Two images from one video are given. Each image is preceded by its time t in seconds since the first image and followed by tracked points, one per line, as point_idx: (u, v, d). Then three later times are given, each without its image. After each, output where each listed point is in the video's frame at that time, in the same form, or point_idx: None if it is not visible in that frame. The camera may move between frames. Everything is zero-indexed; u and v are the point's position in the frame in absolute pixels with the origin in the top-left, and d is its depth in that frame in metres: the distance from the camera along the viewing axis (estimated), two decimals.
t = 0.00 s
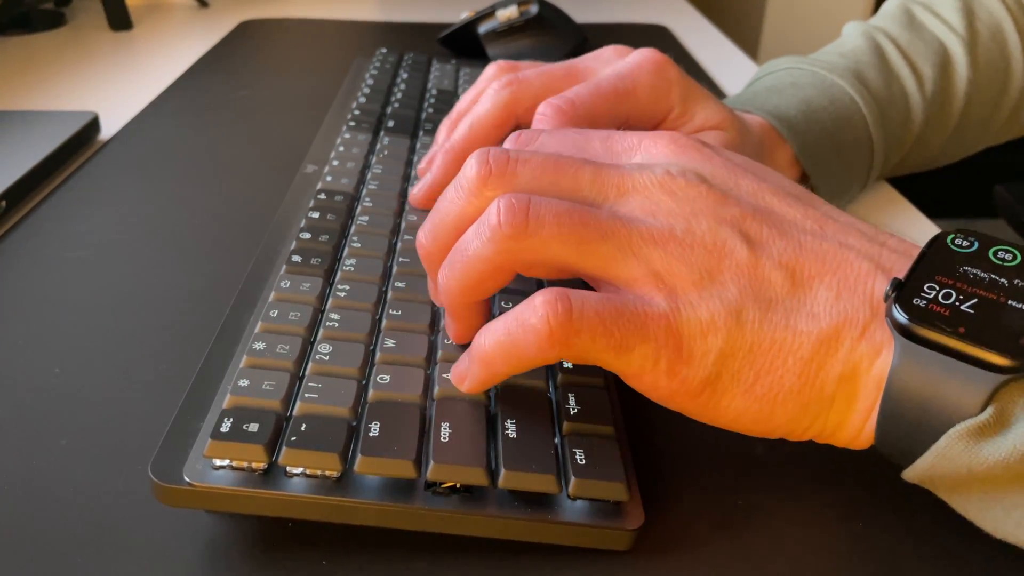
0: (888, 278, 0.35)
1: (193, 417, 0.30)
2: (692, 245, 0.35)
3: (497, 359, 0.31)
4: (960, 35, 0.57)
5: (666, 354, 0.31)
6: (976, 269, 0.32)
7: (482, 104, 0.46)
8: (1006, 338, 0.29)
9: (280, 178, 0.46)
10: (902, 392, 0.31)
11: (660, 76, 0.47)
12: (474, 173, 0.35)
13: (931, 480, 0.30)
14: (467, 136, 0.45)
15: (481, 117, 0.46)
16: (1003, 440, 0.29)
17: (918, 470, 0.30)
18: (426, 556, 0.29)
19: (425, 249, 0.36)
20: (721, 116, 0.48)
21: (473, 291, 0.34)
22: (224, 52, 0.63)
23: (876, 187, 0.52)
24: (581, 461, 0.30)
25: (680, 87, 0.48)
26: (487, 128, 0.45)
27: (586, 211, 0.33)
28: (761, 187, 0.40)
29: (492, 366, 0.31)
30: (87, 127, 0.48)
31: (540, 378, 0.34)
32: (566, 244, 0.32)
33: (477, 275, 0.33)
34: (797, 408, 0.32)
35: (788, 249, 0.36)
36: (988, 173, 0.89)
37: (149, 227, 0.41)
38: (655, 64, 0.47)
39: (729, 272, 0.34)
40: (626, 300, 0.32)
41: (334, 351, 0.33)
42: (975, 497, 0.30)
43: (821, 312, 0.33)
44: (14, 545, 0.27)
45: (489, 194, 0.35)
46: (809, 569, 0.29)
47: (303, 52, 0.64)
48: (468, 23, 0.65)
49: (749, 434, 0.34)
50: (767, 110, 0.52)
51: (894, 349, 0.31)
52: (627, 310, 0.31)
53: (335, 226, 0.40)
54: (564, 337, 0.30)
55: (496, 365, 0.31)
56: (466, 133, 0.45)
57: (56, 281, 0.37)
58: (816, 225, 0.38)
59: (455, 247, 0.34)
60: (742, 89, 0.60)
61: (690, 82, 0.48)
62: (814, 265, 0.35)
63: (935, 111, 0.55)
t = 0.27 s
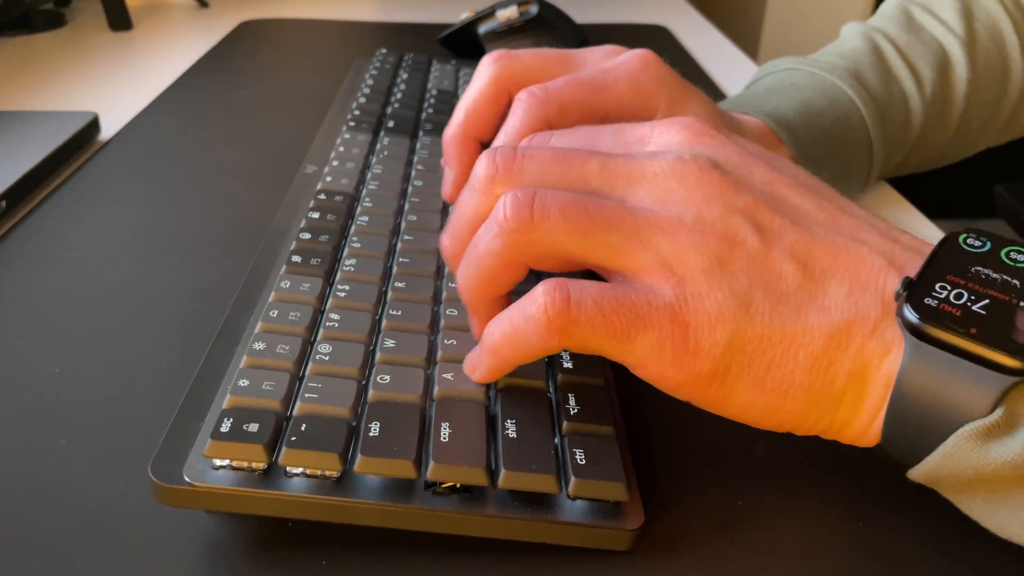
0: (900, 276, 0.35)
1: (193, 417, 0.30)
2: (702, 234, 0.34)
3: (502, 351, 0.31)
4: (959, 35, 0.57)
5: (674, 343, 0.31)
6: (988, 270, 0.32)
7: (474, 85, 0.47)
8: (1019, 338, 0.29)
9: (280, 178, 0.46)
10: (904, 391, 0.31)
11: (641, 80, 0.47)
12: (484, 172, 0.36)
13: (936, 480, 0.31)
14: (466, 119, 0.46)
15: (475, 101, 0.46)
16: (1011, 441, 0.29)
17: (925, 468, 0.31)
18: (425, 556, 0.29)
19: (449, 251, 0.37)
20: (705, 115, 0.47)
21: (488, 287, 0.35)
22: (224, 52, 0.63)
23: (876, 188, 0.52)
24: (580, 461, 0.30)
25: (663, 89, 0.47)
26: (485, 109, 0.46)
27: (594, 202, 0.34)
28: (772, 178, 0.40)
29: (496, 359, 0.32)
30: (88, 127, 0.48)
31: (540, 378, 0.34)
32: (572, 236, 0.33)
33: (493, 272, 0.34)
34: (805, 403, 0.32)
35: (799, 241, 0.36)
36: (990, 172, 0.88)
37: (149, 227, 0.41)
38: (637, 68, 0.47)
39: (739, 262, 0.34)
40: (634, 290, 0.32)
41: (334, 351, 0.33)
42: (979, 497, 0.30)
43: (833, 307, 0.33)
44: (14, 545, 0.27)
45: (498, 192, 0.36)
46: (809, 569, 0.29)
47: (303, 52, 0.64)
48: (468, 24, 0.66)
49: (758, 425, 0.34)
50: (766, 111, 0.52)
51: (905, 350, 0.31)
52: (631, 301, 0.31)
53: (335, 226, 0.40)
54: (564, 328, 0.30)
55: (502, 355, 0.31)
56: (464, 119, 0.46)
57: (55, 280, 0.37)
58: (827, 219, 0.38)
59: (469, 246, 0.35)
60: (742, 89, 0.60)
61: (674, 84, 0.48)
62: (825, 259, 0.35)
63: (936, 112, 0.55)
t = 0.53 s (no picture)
0: (914, 272, 0.34)
1: (193, 417, 0.30)
2: (720, 222, 0.34)
3: (512, 347, 0.32)
4: (958, 35, 0.57)
5: (683, 335, 0.31)
6: (1004, 269, 0.31)
7: (469, 89, 0.47)
8: None
9: (280, 178, 0.46)
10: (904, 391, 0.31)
11: (643, 78, 0.48)
12: (499, 177, 0.37)
13: (944, 478, 0.31)
14: (455, 122, 0.46)
15: (469, 102, 0.46)
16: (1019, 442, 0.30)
17: (932, 467, 0.31)
18: (425, 556, 0.29)
19: (477, 256, 0.38)
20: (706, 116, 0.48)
21: (510, 289, 0.36)
22: (224, 52, 0.63)
23: (875, 187, 0.52)
24: (580, 460, 0.30)
25: (665, 87, 0.48)
26: (477, 113, 0.46)
27: (604, 196, 0.34)
28: (791, 165, 0.39)
29: (506, 356, 0.32)
30: (87, 127, 0.48)
31: (540, 377, 0.34)
32: (579, 230, 0.33)
33: (510, 272, 0.35)
34: (816, 399, 0.32)
35: (816, 232, 0.35)
36: (991, 172, 0.88)
37: (149, 227, 0.41)
38: (639, 68, 0.48)
39: (755, 251, 0.34)
40: (644, 284, 0.32)
41: (334, 351, 0.33)
42: (987, 497, 0.30)
43: (848, 302, 0.33)
44: (14, 545, 0.27)
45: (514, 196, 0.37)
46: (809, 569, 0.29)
47: (303, 52, 0.64)
48: (468, 23, 0.65)
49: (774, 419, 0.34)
50: (765, 109, 0.52)
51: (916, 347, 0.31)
52: (639, 294, 0.32)
53: (335, 226, 0.40)
54: (572, 323, 0.31)
55: (510, 351, 0.32)
56: (456, 119, 0.46)
57: (55, 280, 0.37)
58: (843, 211, 0.37)
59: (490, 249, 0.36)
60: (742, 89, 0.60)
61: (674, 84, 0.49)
62: (842, 251, 0.35)
63: (935, 111, 0.55)
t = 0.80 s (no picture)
0: (905, 280, 0.34)
1: (193, 417, 0.30)
2: (706, 235, 0.34)
3: (501, 356, 0.31)
4: (958, 35, 0.57)
5: (675, 349, 0.31)
6: (992, 276, 0.32)
7: (482, 69, 0.48)
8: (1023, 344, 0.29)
9: (280, 178, 0.46)
10: (904, 391, 0.31)
11: (653, 63, 0.47)
12: (483, 180, 0.35)
13: (939, 485, 0.31)
14: (474, 105, 0.46)
15: (484, 84, 0.47)
16: (1016, 447, 0.30)
17: (929, 474, 0.31)
18: (425, 556, 0.29)
19: (448, 259, 0.37)
20: (716, 103, 0.48)
21: (487, 295, 0.34)
22: (224, 52, 0.63)
23: (876, 187, 0.52)
24: (580, 460, 0.30)
25: (672, 74, 0.48)
26: (493, 94, 0.47)
27: (593, 206, 0.33)
28: (777, 176, 0.39)
29: (491, 364, 0.32)
30: (87, 127, 0.48)
31: (539, 377, 0.34)
32: (569, 243, 0.32)
33: (490, 280, 0.34)
34: (809, 408, 0.32)
35: (804, 243, 0.35)
36: (991, 173, 0.88)
37: (149, 227, 0.41)
38: (648, 53, 0.48)
39: (743, 264, 0.34)
40: (635, 297, 0.32)
41: (334, 351, 0.33)
42: (984, 501, 0.30)
43: (837, 312, 0.33)
44: (14, 545, 0.27)
45: (497, 201, 0.35)
46: (808, 569, 0.29)
47: (303, 52, 0.64)
48: (468, 24, 0.65)
49: (765, 429, 0.34)
50: (765, 110, 0.52)
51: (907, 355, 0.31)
52: (630, 307, 0.31)
53: (335, 226, 0.40)
54: (563, 336, 0.30)
55: (500, 361, 0.31)
56: (472, 104, 0.46)
57: (55, 280, 0.37)
58: (832, 220, 0.37)
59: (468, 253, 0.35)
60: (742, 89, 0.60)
61: (684, 71, 0.48)
62: (831, 261, 0.35)
63: (935, 111, 0.55)
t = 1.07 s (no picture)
0: (902, 281, 0.34)
1: (193, 417, 0.30)
2: (705, 241, 0.34)
3: (498, 356, 0.31)
4: (958, 35, 0.57)
5: (673, 352, 0.31)
6: (991, 277, 0.32)
7: (468, 75, 0.47)
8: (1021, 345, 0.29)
9: (280, 179, 0.46)
10: (904, 391, 0.31)
11: (643, 70, 0.47)
12: (480, 184, 0.35)
13: (939, 486, 0.31)
14: (453, 105, 0.46)
15: (468, 87, 0.46)
16: (1016, 449, 0.29)
17: (927, 475, 0.31)
18: (425, 556, 0.29)
19: (443, 262, 0.37)
20: (706, 109, 0.47)
21: (484, 299, 0.34)
22: (223, 52, 0.63)
23: (876, 187, 0.52)
24: (580, 460, 0.30)
25: (663, 83, 0.47)
26: (475, 98, 0.46)
27: (592, 211, 0.33)
28: (774, 181, 0.39)
29: (489, 365, 0.32)
30: (87, 127, 0.48)
31: (539, 377, 0.34)
32: (569, 246, 0.32)
33: (486, 283, 0.34)
34: (808, 410, 0.32)
35: (801, 246, 0.35)
36: (990, 172, 0.89)
37: (149, 227, 0.41)
38: (638, 60, 0.47)
39: (742, 269, 0.34)
40: (634, 300, 0.32)
41: (334, 351, 0.33)
42: (983, 501, 0.30)
43: (836, 314, 0.33)
44: (14, 544, 0.27)
45: (495, 205, 0.35)
46: (808, 569, 0.29)
47: (303, 52, 0.64)
48: (469, 24, 0.66)
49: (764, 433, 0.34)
50: (764, 110, 0.52)
51: (906, 357, 0.31)
52: (629, 310, 0.31)
53: (335, 226, 0.40)
54: (563, 337, 0.31)
55: (498, 361, 0.31)
56: (452, 105, 0.46)
57: (55, 280, 0.37)
58: (829, 223, 0.37)
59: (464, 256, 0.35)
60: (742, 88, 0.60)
61: (676, 79, 0.48)
62: (828, 265, 0.35)
63: (935, 111, 0.55)
